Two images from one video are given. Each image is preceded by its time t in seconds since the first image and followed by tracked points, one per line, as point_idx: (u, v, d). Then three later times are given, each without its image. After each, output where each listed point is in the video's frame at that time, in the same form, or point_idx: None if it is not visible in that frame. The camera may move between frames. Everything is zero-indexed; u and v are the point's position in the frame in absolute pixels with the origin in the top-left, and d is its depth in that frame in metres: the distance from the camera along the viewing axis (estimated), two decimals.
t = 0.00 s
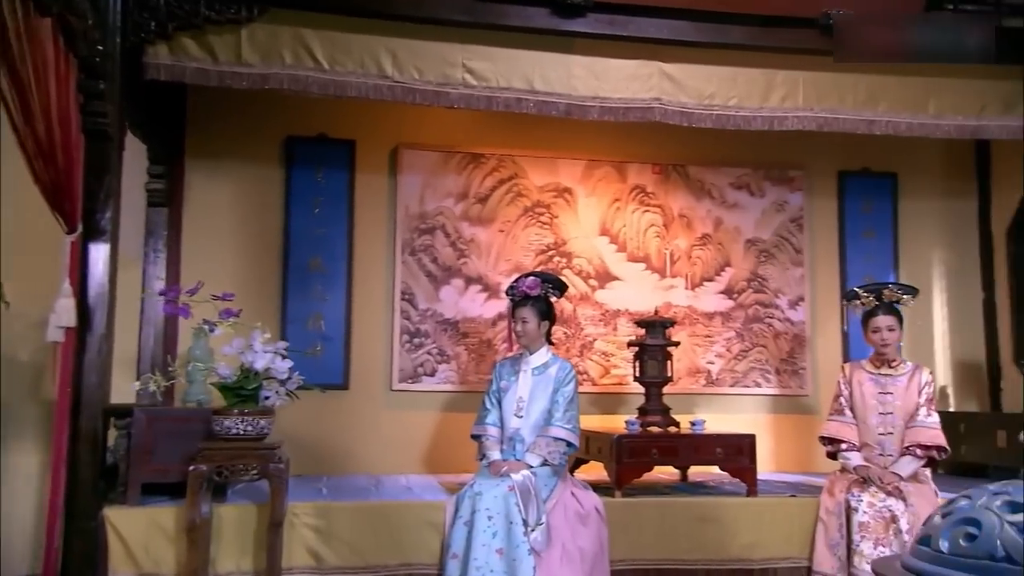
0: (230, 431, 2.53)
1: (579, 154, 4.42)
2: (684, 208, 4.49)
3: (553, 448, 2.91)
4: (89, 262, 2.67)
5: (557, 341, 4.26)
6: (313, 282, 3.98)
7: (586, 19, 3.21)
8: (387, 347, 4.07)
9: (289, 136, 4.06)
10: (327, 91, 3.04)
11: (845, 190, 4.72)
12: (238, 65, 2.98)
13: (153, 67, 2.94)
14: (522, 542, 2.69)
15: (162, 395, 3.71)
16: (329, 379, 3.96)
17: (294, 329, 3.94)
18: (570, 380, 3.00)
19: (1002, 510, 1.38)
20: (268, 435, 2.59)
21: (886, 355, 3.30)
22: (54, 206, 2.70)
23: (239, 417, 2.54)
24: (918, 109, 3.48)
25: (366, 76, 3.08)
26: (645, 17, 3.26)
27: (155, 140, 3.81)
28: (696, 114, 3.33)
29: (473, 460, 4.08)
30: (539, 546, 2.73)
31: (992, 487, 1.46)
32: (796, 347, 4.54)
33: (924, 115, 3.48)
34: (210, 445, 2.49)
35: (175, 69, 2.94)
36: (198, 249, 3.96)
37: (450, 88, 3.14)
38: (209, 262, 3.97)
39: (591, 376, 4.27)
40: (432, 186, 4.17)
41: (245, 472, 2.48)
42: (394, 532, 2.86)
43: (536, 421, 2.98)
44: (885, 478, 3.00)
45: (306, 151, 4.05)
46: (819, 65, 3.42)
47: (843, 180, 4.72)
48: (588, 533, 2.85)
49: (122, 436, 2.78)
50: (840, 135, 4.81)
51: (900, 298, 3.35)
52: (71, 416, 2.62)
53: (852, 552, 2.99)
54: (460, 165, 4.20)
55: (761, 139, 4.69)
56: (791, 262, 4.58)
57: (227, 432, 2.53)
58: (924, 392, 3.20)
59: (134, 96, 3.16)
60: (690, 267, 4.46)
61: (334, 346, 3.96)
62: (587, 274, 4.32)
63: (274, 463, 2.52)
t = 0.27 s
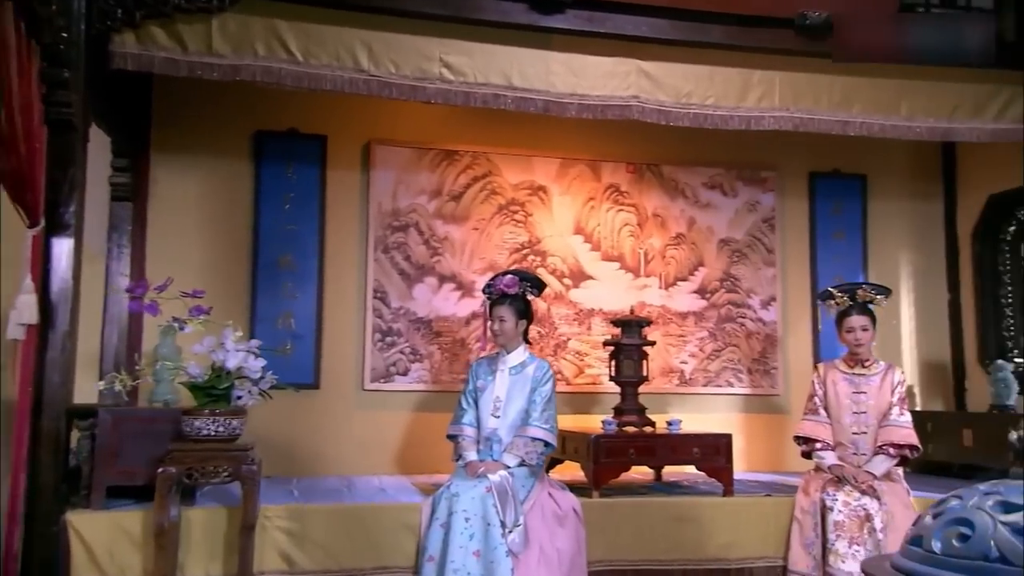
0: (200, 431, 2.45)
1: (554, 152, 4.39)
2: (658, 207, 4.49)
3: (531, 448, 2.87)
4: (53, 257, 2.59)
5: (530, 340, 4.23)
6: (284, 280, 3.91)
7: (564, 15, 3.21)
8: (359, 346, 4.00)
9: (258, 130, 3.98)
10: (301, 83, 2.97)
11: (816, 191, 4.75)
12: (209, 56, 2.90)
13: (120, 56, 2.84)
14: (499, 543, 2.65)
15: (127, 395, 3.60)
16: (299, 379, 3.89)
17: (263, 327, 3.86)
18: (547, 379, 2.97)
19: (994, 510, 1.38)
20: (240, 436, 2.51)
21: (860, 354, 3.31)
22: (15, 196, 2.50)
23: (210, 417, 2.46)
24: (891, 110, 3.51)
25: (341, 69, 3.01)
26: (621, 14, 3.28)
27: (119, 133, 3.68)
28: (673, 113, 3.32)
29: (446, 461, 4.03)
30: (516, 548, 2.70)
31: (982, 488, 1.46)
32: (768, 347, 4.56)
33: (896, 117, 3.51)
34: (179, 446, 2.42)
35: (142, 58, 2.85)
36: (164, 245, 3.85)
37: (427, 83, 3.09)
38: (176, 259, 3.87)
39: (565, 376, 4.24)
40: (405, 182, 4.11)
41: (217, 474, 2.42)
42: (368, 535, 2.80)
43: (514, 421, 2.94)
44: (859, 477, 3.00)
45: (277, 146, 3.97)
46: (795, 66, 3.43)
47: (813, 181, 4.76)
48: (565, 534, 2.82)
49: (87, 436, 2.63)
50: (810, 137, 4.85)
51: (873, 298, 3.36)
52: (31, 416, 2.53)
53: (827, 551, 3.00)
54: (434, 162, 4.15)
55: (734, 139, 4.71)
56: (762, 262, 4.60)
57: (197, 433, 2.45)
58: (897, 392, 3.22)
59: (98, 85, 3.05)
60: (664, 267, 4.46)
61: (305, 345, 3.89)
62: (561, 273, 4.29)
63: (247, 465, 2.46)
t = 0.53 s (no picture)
0: (165, 432, 2.36)
1: (525, 149, 4.35)
2: (629, 206, 4.47)
3: (505, 449, 2.83)
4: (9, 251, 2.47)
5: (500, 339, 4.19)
6: (248, 277, 3.81)
7: (541, 10, 3.16)
8: (326, 345, 3.92)
9: (222, 123, 3.87)
10: (271, 75, 2.89)
11: (784, 191, 4.78)
12: (175, 44, 2.80)
13: (80, 43, 2.73)
14: (474, 546, 2.59)
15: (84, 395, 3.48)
16: (264, 378, 3.79)
17: (227, 325, 3.76)
18: (522, 379, 2.93)
19: (988, 510, 1.37)
20: (207, 437, 2.42)
21: (831, 354, 3.32)
22: None
23: (175, 417, 2.37)
24: (862, 111, 3.53)
25: (312, 60, 2.94)
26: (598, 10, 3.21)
27: (75, 123, 3.54)
28: (649, 111, 3.30)
29: (415, 462, 3.97)
30: (491, 550, 2.64)
31: (974, 487, 1.45)
32: (736, 346, 4.57)
33: (867, 117, 3.53)
34: (143, 448, 2.33)
35: (104, 45, 2.74)
36: (124, 240, 3.73)
37: (401, 76, 3.03)
38: (136, 255, 3.74)
39: (536, 375, 4.21)
40: (375, 178, 4.03)
41: (183, 477, 2.34)
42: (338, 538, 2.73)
43: (488, 421, 2.89)
44: (832, 476, 3.02)
45: (242, 139, 3.87)
46: (768, 66, 3.43)
47: (781, 182, 4.79)
48: (540, 535, 2.77)
49: (43, 439, 2.51)
50: (778, 137, 4.88)
51: (844, 298, 3.37)
52: None
53: (800, 550, 3.00)
54: (404, 158, 4.08)
55: (704, 139, 4.72)
56: (732, 262, 4.61)
57: (162, 434, 2.36)
58: (868, 391, 3.24)
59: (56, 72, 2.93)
60: (634, 266, 4.44)
61: (270, 344, 3.80)
62: (531, 271, 4.26)
63: (215, 467, 2.37)
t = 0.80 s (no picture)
0: (132, 434, 2.28)
1: (498, 147, 4.30)
2: (603, 205, 4.45)
3: (483, 449, 2.78)
4: None
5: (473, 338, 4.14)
6: (215, 274, 3.71)
7: (518, 5, 3.10)
8: (295, 344, 3.83)
9: (189, 115, 3.76)
10: (243, 65, 2.81)
11: (754, 192, 4.81)
12: (142, 32, 2.70)
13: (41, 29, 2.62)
14: (452, 549, 2.53)
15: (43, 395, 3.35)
16: (231, 378, 3.69)
17: (193, 323, 3.66)
18: (500, 378, 2.89)
19: (986, 510, 1.36)
20: (176, 439, 2.35)
21: (805, 353, 3.32)
22: None
23: (143, 419, 2.30)
24: (835, 112, 3.55)
25: (285, 51, 2.86)
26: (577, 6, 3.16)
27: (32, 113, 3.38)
28: (627, 109, 3.28)
29: (386, 463, 3.90)
30: (468, 553, 2.59)
31: (969, 488, 1.44)
32: (708, 346, 4.58)
33: (840, 118, 3.56)
34: (110, 450, 2.25)
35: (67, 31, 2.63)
36: (85, 235, 3.60)
37: (377, 69, 2.97)
38: (98, 250, 3.62)
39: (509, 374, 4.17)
40: (346, 174, 3.96)
41: (151, 480, 2.26)
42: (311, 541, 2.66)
43: (465, 421, 2.84)
44: (807, 475, 3.03)
45: (210, 132, 3.77)
46: (744, 65, 3.43)
47: (752, 182, 4.81)
48: (518, 537, 2.73)
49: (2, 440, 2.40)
50: (749, 137, 4.90)
51: (818, 298, 3.38)
52: None
53: (776, 549, 3.00)
54: (376, 154, 4.01)
55: (677, 139, 4.72)
56: (703, 261, 4.62)
57: (130, 436, 2.28)
58: (841, 390, 3.25)
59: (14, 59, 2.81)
60: (607, 265, 4.43)
61: (237, 342, 3.70)
62: (504, 270, 4.21)
63: (185, 470, 2.30)
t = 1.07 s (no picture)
0: (99, 435, 2.21)
1: (471, 144, 4.25)
2: (575, 204, 4.43)
3: (459, 450, 2.74)
4: None
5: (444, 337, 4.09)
6: (181, 271, 3.61)
7: None
8: (264, 343, 3.75)
9: (154, 108, 3.66)
10: (213, 56, 2.73)
11: (726, 192, 4.83)
12: (108, 19, 2.61)
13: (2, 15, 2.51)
14: (429, 551, 2.48)
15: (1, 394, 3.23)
16: (198, 377, 3.60)
17: (158, 321, 3.56)
18: (475, 378, 2.85)
19: (977, 510, 1.36)
20: (145, 440, 2.29)
21: (778, 353, 3.33)
22: None
23: (110, 420, 2.23)
24: (809, 113, 3.57)
25: (257, 43, 2.79)
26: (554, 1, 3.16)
27: None
28: (604, 107, 3.27)
29: (357, 464, 3.84)
30: (445, 555, 2.54)
31: (959, 487, 1.44)
32: (680, 345, 4.59)
33: (814, 119, 3.58)
34: (76, 452, 2.17)
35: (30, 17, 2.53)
36: (45, 229, 3.48)
37: (352, 63, 2.91)
38: (58, 245, 3.50)
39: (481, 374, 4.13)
40: (316, 170, 3.88)
41: (118, 482, 2.19)
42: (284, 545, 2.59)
43: (441, 421, 2.80)
44: (781, 474, 3.03)
45: (176, 125, 3.67)
46: (719, 65, 3.43)
47: (723, 182, 4.83)
48: (494, 538, 2.69)
49: None
50: (721, 137, 4.91)
51: (791, 297, 3.38)
52: None
53: (751, 549, 3.00)
54: (347, 150, 3.94)
55: (649, 138, 4.72)
56: (676, 261, 4.62)
57: (95, 437, 2.21)
58: (814, 390, 3.26)
59: None
60: (580, 264, 4.41)
61: (204, 341, 3.61)
62: (477, 268, 4.17)
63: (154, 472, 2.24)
